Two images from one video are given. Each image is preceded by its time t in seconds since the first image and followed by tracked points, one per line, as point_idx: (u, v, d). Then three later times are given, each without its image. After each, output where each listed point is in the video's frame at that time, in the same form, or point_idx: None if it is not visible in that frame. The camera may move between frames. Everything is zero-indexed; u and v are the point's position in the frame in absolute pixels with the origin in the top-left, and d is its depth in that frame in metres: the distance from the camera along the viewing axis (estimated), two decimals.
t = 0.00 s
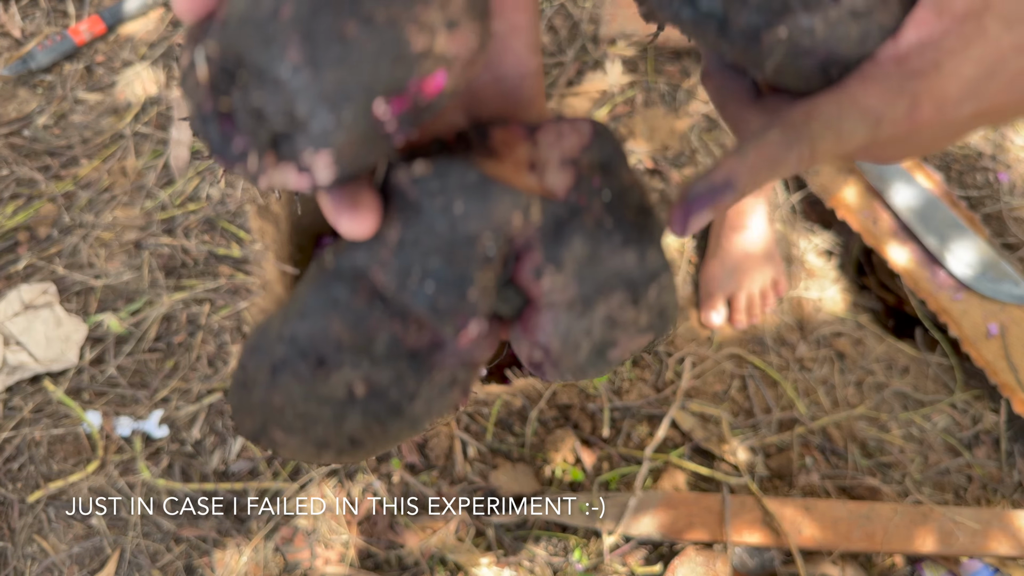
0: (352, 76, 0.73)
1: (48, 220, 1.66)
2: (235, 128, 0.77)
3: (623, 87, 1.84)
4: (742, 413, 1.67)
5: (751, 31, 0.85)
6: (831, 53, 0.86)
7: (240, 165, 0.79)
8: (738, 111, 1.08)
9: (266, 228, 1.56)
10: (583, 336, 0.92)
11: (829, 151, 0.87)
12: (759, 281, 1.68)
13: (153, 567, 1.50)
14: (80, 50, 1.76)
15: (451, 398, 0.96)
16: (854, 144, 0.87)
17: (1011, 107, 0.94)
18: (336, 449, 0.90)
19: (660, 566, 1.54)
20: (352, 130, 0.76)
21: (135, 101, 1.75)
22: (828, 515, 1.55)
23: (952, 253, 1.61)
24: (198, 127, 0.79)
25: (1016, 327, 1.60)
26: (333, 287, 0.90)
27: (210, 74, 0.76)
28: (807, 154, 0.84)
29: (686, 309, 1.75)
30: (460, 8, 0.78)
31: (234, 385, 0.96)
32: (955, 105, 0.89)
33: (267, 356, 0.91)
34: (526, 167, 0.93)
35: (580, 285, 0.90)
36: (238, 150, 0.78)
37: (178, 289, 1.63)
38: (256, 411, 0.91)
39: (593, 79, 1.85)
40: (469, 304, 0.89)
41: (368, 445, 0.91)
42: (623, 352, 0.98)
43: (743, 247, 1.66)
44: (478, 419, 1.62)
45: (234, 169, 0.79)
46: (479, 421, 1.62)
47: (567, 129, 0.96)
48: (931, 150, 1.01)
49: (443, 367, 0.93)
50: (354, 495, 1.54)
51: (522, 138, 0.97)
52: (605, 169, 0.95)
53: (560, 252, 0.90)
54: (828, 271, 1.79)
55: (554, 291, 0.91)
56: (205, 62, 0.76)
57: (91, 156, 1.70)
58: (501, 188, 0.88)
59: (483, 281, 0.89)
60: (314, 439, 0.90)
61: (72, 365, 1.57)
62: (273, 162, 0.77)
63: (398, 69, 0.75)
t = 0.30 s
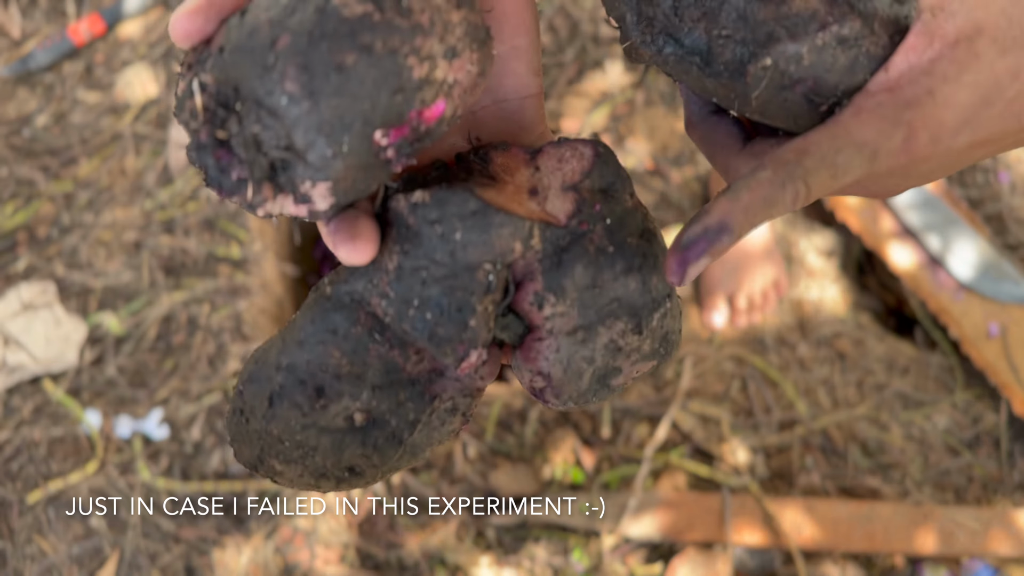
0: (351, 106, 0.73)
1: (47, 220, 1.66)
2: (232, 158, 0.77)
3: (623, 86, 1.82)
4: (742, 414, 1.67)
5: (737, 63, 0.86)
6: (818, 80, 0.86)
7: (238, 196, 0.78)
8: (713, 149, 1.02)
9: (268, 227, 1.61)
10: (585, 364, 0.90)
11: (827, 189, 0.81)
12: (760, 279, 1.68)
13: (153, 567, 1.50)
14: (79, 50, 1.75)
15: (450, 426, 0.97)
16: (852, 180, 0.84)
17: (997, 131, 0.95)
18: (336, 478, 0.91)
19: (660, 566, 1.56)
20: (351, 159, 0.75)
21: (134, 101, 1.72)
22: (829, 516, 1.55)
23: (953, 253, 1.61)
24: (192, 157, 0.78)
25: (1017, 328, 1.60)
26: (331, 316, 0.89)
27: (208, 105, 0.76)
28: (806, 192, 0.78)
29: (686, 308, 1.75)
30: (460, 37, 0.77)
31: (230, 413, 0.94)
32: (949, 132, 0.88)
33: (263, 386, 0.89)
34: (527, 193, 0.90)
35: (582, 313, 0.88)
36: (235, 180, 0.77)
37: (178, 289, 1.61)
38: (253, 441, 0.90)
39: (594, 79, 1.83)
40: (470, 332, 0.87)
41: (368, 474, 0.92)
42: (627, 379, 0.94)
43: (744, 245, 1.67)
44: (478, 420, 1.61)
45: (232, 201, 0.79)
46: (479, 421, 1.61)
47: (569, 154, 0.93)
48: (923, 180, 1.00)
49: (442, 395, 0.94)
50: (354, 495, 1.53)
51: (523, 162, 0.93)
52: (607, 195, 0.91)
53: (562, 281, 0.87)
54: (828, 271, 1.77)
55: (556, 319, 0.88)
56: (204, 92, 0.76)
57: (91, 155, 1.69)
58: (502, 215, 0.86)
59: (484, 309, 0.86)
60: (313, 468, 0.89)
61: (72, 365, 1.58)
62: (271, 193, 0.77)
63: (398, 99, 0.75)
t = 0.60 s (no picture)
0: (348, 102, 0.72)
1: (46, 220, 1.65)
2: (227, 156, 0.76)
3: (623, 86, 1.82)
4: (743, 414, 1.67)
5: (721, 55, 0.90)
6: (798, 73, 0.88)
7: (233, 193, 0.77)
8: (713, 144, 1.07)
9: (267, 226, 1.60)
10: (584, 361, 0.90)
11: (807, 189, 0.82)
12: (762, 277, 1.69)
13: (153, 567, 1.52)
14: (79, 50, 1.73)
15: (447, 425, 0.98)
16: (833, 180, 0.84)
17: (991, 132, 0.93)
18: (332, 479, 0.91)
19: (660, 566, 1.57)
20: (349, 156, 0.75)
21: (135, 101, 1.69)
22: (829, 516, 1.55)
23: (953, 253, 1.61)
24: (186, 154, 0.77)
25: (1017, 327, 1.59)
26: (327, 314, 0.87)
27: (202, 102, 0.75)
28: (782, 192, 0.78)
29: (686, 307, 1.72)
30: (457, 33, 0.77)
31: (225, 415, 0.93)
32: (933, 133, 0.87)
33: (259, 387, 0.87)
34: (523, 190, 0.91)
35: (580, 310, 0.88)
36: (230, 178, 0.77)
37: (178, 289, 1.61)
38: (248, 443, 0.88)
39: (594, 79, 1.82)
40: (469, 331, 0.85)
41: (364, 474, 0.92)
42: (625, 375, 0.94)
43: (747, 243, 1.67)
44: (478, 420, 1.61)
45: (227, 198, 0.78)
46: (479, 422, 1.61)
47: (565, 150, 0.93)
48: (914, 180, 1.00)
49: (439, 394, 0.94)
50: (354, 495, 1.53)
51: (519, 159, 0.95)
52: (604, 192, 0.91)
53: (560, 277, 0.87)
54: (828, 272, 1.76)
55: (554, 316, 0.88)
56: (198, 89, 0.75)
57: (90, 155, 1.67)
58: (499, 212, 0.84)
59: (482, 307, 0.85)
60: (310, 469, 0.89)
61: (72, 365, 1.59)
62: (267, 191, 0.77)
63: (395, 95, 0.75)
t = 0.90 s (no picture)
0: (338, 98, 0.72)
1: (46, 220, 1.65)
2: (217, 150, 0.76)
3: (623, 86, 1.82)
4: (743, 414, 1.67)
5: (709, 52, 0.90)
6: (786, 67, 0.88)
7: (222, 188, 0.77)
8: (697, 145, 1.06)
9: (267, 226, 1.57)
10: (576, 361, 0.89)
11: (796, 183, 0.81)
12: (763, 279, 1.68)
13: (153, 567, 1.52)
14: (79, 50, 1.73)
15: (439, 424, 0.98)
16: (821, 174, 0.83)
17: (979, 130, 0.92)
18: (323, 478, 0.91)
19: (660, 566, 1.57)
20: (339, 152, 0.75)
21: (134, 100, 1.69)
22: (829, 516, 1.55)
23: (954, 253, 1.62)
24: (174, 149, 0.77)
25: (1017, 328, 1.60)
26: (318, 312, 0.86)
27: (191, 97, 0.75)
28: (769, 186, 0.78)
29: (686, 306, 1.72)
30: (448, 29, 0.76)
31: (216, 412, 0.93)
32: (921, 128, 0.87)
33: (248, 385, 0.87)
34: (516, 188, 0.91)
35: (573, 308, 0.88)
36: (218, 173, 0.76)
37: (178, 289, 1.61)
38: (238, 441, 0.89)
39: (594, 79, 1.82)
40: (460, 329, 0.85)
41: (356, 473, 0.92)
42: (619, 375, 0.93)
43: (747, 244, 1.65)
44: (478, 420, 1.61)
45: (216, 193, 0.78)
46: (479, 422, 1.61)
47: (559, 148, 0.93)
48: (902, 179, 0.99)
49: (431, 393, 0.95)
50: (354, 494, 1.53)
51: (512, 157, 0.94)
52: (597, 190, 0.91)
53: (552, 275, 0.87)
54: (828, 271, 1.76)
55: (546, 315, 0.88)
56: (187, 85, 0.75)
57: (90, 155, 1.67)
58: (490, 208, 0.83)
59: (473, 305, 0.85)
60: (300, 468, 0.89)
61: (72, 366, 1.59)
62: (256, 186, 0.77)
63: (385, 91, 0.74)
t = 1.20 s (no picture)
0: (311, 86, 0.72)
1: (46, 220, 1.65)
2: (188, 141, 0.76)
3: (624, 86, 1.81)
4: (743, 414, 1.67)
5: (704, 32, 0.91)
6: (779, 44, 0.88)
7: (195, 180, 0.77)
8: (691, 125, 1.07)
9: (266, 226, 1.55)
10: (563, 362, 0.89)
11: (786, 155, 0.82)
12: (767, 275, 1.68)
13: (153, 567, 1.52)
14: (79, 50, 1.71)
15: (423, 429, 0.96)
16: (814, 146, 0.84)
17: (978, 106, 0.92)
18: (303, 484, 0.90)
19: (660, 566, 1.58)
20: (314, 143, 0.74)
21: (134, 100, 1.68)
22: (829, 516, 1.55)
23: (957, 255, 1.61)
24: (146, 139, 0.77)
25: (1017, 328, 1.60)
26: (296, 312, 0.86)
27: (165, 88, 0.75)
28: (760, 154, 0.79)
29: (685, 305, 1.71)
30: (429, 18, 0.76)
31: (196, 415, 0.93)
32: (914, 102, 0.87)
33: (225, 387, 0.86)
34: (502, 185, 0.89)
35: (560, 308, 0.87)
36: (190, 164, 0.76)
37: (178, 289, 1.62)
38: (216, 445, 0.88)
39: (594, 79, 1.82)
40: (441, 329, 0.85)
41: (336, 480, 0.91)
42: (609, 379, 0.93)
43: (748, 243, 1.66)
44: (478, 420, 1.61)
45: (189, 185, 0.77)
46: (479, 421, 1.61)
47: (547, 144, 0.91)
48: (900, 159, 0.99)
49: (414, 397, 0.93)
50: (354, 494, 1.54)
51: (499, 154, 0.93)
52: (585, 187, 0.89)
53: (538, 274, 0.86)
54: (829, 271, 1.76)
55: (532, 314, 0.87)
56: (161, 75, 0.75)
57: (90, 155, 1.67)
58: (472, 203, 0.82)
59: (455, 303, 0.85)
60: (280, 473, 0.88)
61: (72, 366, 1.58)
62: (229, 178, 0.76)
63: (361, 80, 0.74)
